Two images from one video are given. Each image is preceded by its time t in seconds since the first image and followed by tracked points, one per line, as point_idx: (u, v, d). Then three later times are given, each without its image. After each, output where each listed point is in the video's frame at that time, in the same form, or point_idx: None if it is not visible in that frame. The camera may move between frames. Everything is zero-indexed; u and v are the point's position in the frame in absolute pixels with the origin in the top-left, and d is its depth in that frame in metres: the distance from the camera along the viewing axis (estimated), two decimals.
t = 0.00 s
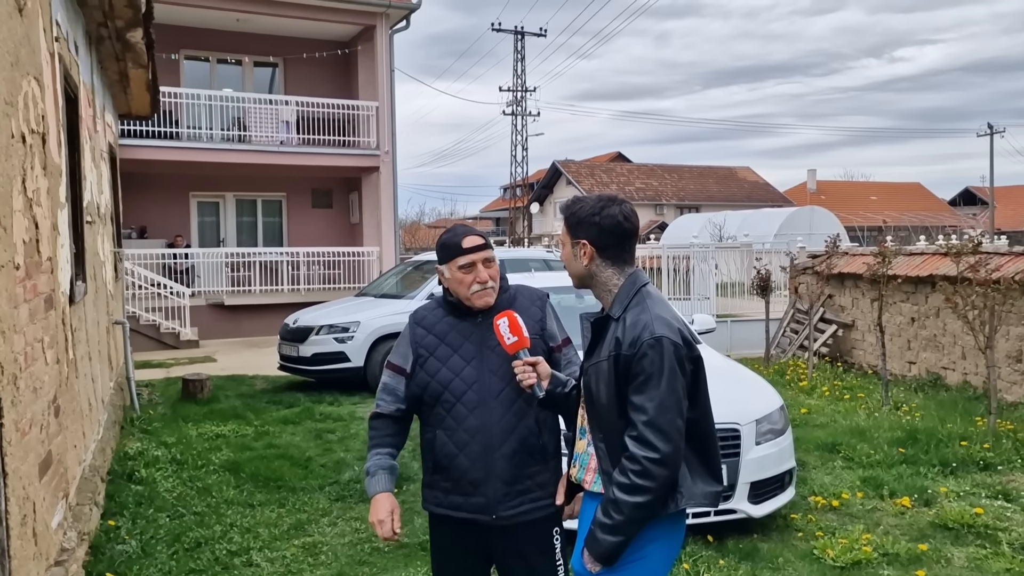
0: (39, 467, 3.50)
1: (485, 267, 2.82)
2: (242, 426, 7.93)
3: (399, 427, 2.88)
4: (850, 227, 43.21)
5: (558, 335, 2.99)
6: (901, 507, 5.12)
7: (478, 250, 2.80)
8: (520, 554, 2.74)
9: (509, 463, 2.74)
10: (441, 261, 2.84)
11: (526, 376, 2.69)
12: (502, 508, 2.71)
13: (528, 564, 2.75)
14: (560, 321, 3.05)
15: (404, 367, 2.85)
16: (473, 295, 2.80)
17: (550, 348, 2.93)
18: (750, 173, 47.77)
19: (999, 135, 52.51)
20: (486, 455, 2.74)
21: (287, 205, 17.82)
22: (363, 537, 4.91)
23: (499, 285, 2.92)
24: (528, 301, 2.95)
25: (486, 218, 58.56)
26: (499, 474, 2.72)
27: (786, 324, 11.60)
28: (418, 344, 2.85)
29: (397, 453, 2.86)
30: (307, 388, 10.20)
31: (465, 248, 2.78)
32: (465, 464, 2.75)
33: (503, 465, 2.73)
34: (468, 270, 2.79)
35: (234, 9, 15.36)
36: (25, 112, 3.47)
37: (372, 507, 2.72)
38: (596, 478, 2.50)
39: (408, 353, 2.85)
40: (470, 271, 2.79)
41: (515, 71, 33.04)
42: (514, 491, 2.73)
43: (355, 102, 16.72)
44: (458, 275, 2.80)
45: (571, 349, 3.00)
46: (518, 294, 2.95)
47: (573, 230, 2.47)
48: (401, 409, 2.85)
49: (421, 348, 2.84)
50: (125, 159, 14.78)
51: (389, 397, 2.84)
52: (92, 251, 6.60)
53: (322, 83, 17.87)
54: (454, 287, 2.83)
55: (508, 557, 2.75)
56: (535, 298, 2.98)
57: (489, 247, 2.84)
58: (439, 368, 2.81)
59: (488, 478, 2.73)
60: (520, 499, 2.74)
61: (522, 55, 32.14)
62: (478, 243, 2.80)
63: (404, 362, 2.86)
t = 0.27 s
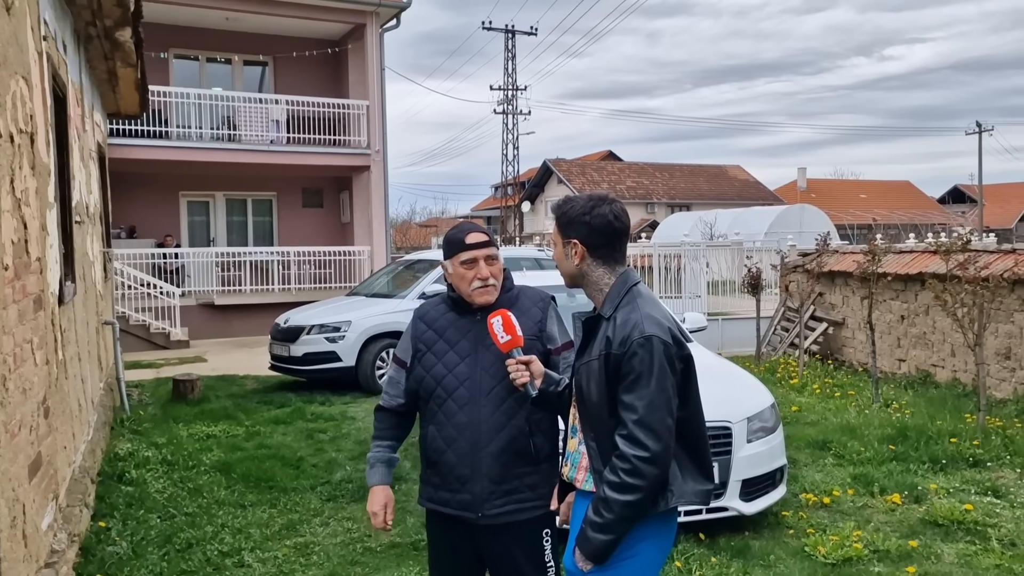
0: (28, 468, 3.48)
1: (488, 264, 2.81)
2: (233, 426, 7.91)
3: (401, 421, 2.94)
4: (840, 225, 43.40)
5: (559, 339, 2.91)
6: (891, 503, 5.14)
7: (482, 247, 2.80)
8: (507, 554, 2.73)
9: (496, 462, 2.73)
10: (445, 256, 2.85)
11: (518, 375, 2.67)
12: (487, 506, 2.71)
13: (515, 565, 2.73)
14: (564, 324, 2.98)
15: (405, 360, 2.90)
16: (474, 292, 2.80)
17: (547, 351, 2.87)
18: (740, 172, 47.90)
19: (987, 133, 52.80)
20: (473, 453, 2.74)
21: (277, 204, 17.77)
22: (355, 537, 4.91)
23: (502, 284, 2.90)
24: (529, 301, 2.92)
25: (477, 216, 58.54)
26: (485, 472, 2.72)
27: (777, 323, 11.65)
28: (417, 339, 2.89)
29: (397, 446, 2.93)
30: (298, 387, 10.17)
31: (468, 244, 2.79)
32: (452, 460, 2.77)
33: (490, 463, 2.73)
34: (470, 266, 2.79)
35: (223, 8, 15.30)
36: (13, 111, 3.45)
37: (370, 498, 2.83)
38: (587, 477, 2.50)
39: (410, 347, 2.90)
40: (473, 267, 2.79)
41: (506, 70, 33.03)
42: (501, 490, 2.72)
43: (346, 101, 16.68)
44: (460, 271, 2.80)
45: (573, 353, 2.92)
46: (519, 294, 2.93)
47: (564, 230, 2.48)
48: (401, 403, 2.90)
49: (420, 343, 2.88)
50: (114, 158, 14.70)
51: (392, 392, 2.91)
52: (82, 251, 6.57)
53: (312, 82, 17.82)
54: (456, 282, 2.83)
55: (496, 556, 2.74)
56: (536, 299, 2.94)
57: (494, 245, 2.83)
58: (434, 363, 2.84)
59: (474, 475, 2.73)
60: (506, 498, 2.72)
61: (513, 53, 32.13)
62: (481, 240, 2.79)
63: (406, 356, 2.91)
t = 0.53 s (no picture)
0: (19, 469, 3.46)
1: (489, 261, 2.81)
2: (224, 425, 7.88)
3: (409, 415, 2.99)
4: (831, 222, 43.55)
5: (557, 337, 2.90)
6: (882, 499, 5.17)
7: (483, 243, 2.82)
8: (501, 550, 2.73)
9: (490, 459, 2.73)
10: (447, 252, 2.87)
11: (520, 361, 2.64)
12: (481, 502, 2.71)
13: (509, 560, 2.73)
14: (564, 324, 2.97)
15: (407, 355, 2.93)
16: (474, 288, 2.80)
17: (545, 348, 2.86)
18: (731, 169, 48.00)
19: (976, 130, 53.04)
20: (467, 449, 2.75)
21: (268, 202, 17.71)
22: (347, 536, 4.90)
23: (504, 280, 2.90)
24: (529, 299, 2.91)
25: (468, 214, 58.49)
26: (479, 469, 2.72)
27: (768, 319, 11.68)
28: (418, 335, 2.91)
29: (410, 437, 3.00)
30: (290, 386, 10.15)
31: (469, 240, 2.81)
32: (448, 456, 2.78)
33: (484, 461, 2.73)
34: (471, 262, 2.80)
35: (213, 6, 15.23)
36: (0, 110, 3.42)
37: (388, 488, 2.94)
38: (579, 474, 2.51)
39: (411, 342, 2.93)
40: (473, 263, 2.80)
41: (497, 68, 32.99)
42: (494, 487, 2.72)
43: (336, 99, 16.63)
44: (461, 266, 2.81)
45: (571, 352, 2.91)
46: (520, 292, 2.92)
47: (556, 228, 2.48)
48: (406, 396, 2.94)
49: (420, 338, 2.89)
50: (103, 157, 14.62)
51: (398, 385, 2.96)
52: (71, 250, 6.54)
53: (303, 80, 17.76)
54: (457, 278, 2.84)
55: (490, 552, 2.74)
56: (537, 298, 2.93)
57: (495, 242, 2.85)
58: (432, 359, 2.85)
59: (468, 472, 2.74)
60: (500, 495, 2.72)
61: (504, 51, 32.10)
62: (483, 236, 2.82)
63: (408, 351, 2.94)
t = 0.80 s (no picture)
0: (9, 474, 3.45)
1: (483, 262, 2.82)
2: (216, 428, 7.86)
3: (403, 416, 2.99)
4: (821, 221, 43.70)
5: (552, 337, 2.91)
6: (872, 497, 5.19)
7: (478, 244, 2.82)
8: (498, 549, 2.73)
9: (488, 460, 2.73)
10: (442, 253, 2.87)
11: (510, 366, 2.66)
12: (480, 503, 2.72)
13: (506, 560, 2.73)
14: (559, 323, 2.97)
15: (401, 356, 2.92)
16: (469, 289, 2.81)
17: (541, 349, 2.87)
18: (722, 168, 48.11)
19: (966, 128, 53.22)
20: (466, 451, 2.75)
21: (258, 203, 17.66)
22: (340, 538, 4.90)
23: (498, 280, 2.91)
24: (524, 299, 2.91)
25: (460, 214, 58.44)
26: (477, 470, 2.73)
27: (759, 318, 11.73)
28: (413, 336, 2.90)
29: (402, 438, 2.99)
30: (282, 388, 10.12)
31: (463, 241, 2.80)
32: (446, 457, 2.78)
33: (482, 462, 2.73)
34: (466, 263, 2.80)
35: (202, 6, 15.17)
36: None
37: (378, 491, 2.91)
38: (573, 474, 2.52)
39: (405, 343, 2.92)
40: (468, 264, 2.81)
41: (488, 68, 32.99)
42: (493, 487, 2.72)
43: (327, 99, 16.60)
44: (456, 268, 2.82)
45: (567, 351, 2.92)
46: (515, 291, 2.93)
47: (552, 228, 2.49)
48: (400, 398, 2.94)
49: (416, 340, 2.88)
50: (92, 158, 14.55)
51: (391, 386, 2.95)
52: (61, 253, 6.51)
53: (293, 81, 17.72)
54: (452, 279, 2.85)
55: (488, 552, 2.75)
56: (532, 298, 2.93)
57: (489, 243, 2.85)
58: (429, 361, 2.85)
59: (467, 473, 2.74)
60: (499, 496, 2.72)
61: (495, 51, 32.09)
62: (478, 237, 2.81)
63: (402, 352, 2.93)
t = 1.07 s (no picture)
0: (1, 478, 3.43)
1: (473, 263, 2.81)
2: (209, 430, 7.84)
3: (387, 420, 2.94)
4: (813, 220, 43.84)
5: (543, 334, 2.94)
6: (865, 494, 5.22)
7: (467, 246, 2.80)
8: (498, 548, 2.75)
9: (488, 460, 2.73)
10: (430, 255, 2.85)
11: (504, 370, 2.66)
12: (480, 503, 2.72)
13: (506, 558, 2.75)
14: (548, 319, 3.00)
15: (390, 360, 2.88)
16: (461, 291, 2.80)
17: (534, 347, 2.90)
18: (714, 168, 48.23)
19: (957, 127, 53.44)
20: (465, 452, 2.74)
21: (250, 205, 17.62)
22: (334, 539, 4.89)
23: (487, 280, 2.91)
24: (513, 299, 2.93)
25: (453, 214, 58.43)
26: (478, 470, 2.73)
27: (751, 317, 11.77)
28: (404, 339, 2.87)
29: (386, 443, 2.94)
30: (275, 390, 10.10)
31: (453, 243, 2.78)
32: (444, 460, 2.77)
33: (482, 461, 2.73)
34: (456, 265, 2.80)
35: (193, 7, 15.13)
36: None
37: (360, 496, 2.84)
38: (571, 474, 2.52)
39: (395, 346, 2.89)
40: (459, 266, 2.80)
41: (480, 68, 32.99)
42: (493, 486, 2.73)
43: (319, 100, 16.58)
44: (446, 270, 2.81)
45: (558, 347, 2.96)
46: (503, 290, 2.93)
47: (547, 228, 2.49)
48: (387, 402, 2.89)
49: (407, 342, 2.86)
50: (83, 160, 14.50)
51: (377, 391, 2.90)
52: (52, 255, 6.48)
53: (285, 82, 17.69)
54: (442, 282, 2.84)
55: (487, 550, 2.76)
56: (521, 297, 2.95)
57: (478, 244, 2.84)
58: (422, 363, 2.83)
59: (467, 474, 2.73)
60: (499, 494, 2.73)
61: (487, 52, 32.10)
62: (468, 239, 2.80)
63: (390, 355, 2.89)
